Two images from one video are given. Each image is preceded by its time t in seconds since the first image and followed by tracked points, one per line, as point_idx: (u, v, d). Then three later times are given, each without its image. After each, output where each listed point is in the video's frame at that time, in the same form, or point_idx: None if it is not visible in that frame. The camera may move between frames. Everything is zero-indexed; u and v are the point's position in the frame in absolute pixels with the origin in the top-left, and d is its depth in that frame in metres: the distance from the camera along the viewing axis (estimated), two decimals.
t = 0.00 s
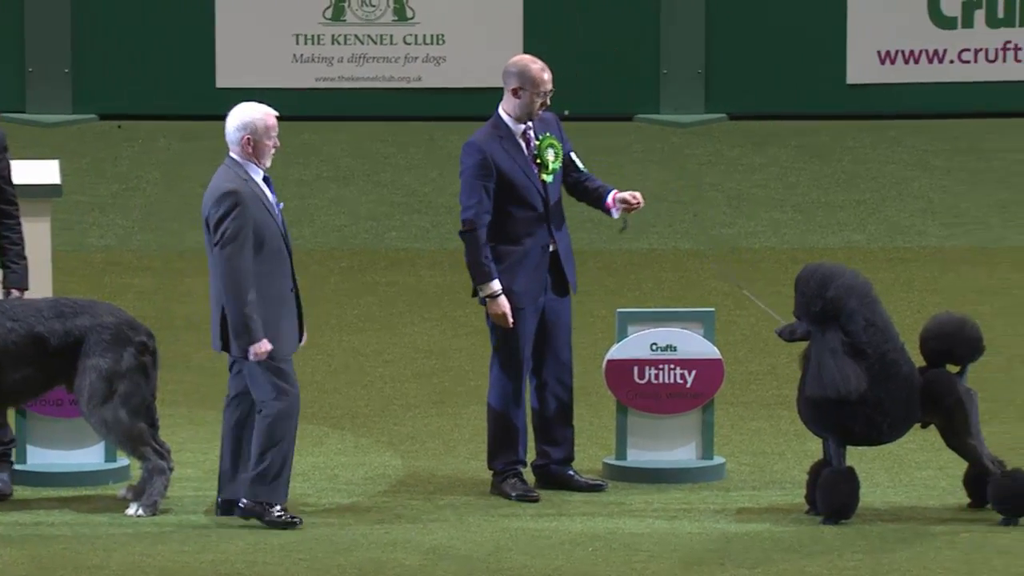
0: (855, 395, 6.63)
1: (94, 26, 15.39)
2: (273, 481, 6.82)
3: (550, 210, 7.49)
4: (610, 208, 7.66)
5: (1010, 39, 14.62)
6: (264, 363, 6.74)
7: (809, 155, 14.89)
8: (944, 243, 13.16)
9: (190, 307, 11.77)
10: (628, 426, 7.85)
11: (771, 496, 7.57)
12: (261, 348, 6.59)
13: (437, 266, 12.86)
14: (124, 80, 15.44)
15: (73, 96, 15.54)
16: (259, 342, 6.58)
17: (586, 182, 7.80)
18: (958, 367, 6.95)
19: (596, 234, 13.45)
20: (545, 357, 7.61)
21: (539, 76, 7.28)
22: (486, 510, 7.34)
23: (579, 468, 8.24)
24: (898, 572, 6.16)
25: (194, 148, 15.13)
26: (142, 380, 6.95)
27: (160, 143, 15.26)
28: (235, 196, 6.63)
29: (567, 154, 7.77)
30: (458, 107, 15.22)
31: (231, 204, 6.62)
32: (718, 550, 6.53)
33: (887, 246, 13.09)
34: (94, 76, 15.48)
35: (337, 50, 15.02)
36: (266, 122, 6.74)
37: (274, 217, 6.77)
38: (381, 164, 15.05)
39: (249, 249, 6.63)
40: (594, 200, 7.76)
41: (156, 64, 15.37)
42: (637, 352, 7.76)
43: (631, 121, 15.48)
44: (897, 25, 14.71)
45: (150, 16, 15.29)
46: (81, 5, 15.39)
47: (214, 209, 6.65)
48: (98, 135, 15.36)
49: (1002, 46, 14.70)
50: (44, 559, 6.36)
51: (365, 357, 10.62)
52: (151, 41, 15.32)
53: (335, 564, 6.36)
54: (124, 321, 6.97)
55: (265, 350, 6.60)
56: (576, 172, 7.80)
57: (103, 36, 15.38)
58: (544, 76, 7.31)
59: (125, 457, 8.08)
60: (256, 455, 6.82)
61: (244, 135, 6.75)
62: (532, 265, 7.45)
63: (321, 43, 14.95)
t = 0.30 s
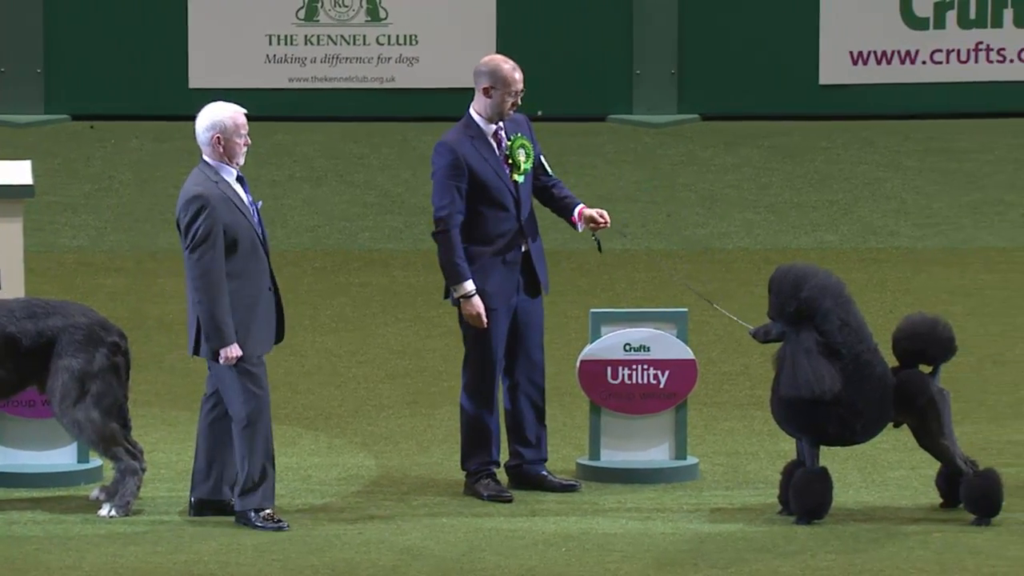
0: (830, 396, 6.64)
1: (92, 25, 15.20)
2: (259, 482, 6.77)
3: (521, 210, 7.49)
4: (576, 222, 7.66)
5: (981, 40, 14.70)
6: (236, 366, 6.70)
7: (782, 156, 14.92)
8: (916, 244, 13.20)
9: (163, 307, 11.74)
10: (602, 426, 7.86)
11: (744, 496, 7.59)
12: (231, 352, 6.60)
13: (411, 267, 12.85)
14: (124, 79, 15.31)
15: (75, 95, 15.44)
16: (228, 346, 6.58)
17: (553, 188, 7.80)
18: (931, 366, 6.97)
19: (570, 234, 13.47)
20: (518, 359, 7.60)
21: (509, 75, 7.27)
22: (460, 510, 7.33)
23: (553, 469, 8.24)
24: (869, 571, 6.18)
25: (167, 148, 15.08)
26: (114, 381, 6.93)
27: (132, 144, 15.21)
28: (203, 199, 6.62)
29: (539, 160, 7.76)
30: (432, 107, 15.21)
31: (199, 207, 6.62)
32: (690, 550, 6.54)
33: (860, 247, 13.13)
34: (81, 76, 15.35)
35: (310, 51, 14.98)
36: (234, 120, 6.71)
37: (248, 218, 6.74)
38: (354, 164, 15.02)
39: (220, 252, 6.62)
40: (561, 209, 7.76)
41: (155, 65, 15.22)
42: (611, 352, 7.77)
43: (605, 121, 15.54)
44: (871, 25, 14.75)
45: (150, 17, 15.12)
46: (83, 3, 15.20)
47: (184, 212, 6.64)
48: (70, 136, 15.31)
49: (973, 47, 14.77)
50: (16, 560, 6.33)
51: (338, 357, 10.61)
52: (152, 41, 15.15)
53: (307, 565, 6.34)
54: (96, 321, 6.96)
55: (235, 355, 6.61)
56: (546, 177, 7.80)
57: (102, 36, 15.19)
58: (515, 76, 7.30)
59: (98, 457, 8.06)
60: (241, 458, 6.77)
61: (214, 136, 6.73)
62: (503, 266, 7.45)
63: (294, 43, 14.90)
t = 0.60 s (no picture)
0: (809, 396, 6.64)
1: (92, 26, 15.14)
2: (237, 483, 6.75)
3: (499, 211, 7.49)
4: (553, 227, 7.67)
5: (959, 41, 14.73)
6: (213, 366, 6.69)
7: (760, 156, 14.94)
8: (894, 244, 13.24)
9: (141, 308, 11.72)
10: (581, 427, 7.87)
11: (721, 496, 7.60)
12: (205, 352, 6.58)
13: (389, 267, 12.85)
14: (124, 79, 15.29)
15: (76, 95, 15.42)
16: (203, 346, 6.56)
17: (531, 190, 7.79)
18: (910, 366, 6.99)
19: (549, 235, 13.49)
20: (495, 359, 7.60)
21: (483, 78, 7.27)
22: (438, 511, 7.33)
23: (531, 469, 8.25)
24: (847, 571, 6.20)
25: (146, 149, 15.05)
26: (92, 382, 6.91)
27: (110, 145, 15.19)
28: (188, 196, 6.60)
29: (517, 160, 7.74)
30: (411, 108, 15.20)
31: (184, 205, 6.59)
32: (669, 551, 6.55)
33: (839, 247, 13.17)
34: (81, 76, 15.32)
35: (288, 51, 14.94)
36: (221, 120, 6.69)
37: (230, 218, 6.74)
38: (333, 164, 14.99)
39: (202, 251, 6.61)
40: (539, 212, 7.76)
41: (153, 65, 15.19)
42: (590, 353, 7.77)
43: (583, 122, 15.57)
44: (849, 25, 14.76)
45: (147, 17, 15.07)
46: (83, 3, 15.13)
47: (168, 209, 6.62)
48: (48, 137, 15.27)
49: (950, 48, 14.80)
50: None
51: (317, 358, 10.60)
52: (152, 41, 15.11)
53: (286, 566, 6.33)
54: (73, 323, 6.95)
55: (209, 355, 6.60)
56: (523, 177, 7.79)
57: (102, 36, 15.14)
58: (489, 78, 7.30)
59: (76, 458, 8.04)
60: (219, 459, 6.75)
61: (200, 134, 6.71)
62: (481, 266, 7.46)
63: (273, 44, 14.85)
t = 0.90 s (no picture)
0: (795, 396, 6.65)
1: (92, 26, 15.06)
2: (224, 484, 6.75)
3: (485, 211, 7.50)
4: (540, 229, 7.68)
5: (946, 42, 14.67)
6: (201, 367, 6.68)
7: (747, 157, 14.96)
8: (881, 245, 13.26)
9: (128, 308, 11.71)
10: (568, 429, 7.87)
11: (708, 497, 7.62)
12: (194, 352, 6.57)
13: (377, 267, 12.85)
14: (122, 80, 15.24)
15: (75, 95, 15.35)
16: (192, 346, 6.56)
17: (517, 190, 7.79)
18: (897, 366, 7.00)
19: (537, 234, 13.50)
20: (482, 359, 7.60)
21: (465, 81, 7.26)
22: (425, 512, 7.33)
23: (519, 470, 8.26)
24: (834, 571, 6.21)
25: (134, 149, 15.03)
26: (79, 383, 6.89)
27: (97, 146, 15.17)
28: (184, 196, 6.58)
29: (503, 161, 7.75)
30: (399, 108, 15.19)
31: (178, 204, 6.58)
32: (656, 551, 6.56)
33: (827, 248, 13.19)
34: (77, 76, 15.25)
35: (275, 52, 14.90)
36: (218, 122, 6.66)
37: (223, 219, 6.73)
38: (320, 164, 14.97)
39: (195, 250, 6.60)
40: (525, 213, 7.77)
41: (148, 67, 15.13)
42: (576, 355, 7.77)
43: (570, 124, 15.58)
44: (836, 26, 14.72)
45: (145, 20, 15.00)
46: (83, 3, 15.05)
47: (162, 208, 6.61)
48: (34, 138, 15.24)
49: (937, 48, 14.74)
50: None
51: (304, 359, 10.59)
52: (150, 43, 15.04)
53: (274, 566, 6.33)
54: (59, 323, 6.93)
55: (197, 355, 6.59)
56: (510, 178, 7.80)
57: (102, 36, 15.07)
58: (472, 81, 7.30)
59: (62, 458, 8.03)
60: (205, 460, 6.74)
61: (197, 135, 6.70)
62: (468, 266, 7.45)
63: (260, 44, 14.80)
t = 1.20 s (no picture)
0: (787, 395, 6.66)
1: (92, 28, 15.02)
2: (222, 482, 6.73)
3: (477, 211, 7.49)
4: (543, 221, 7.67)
5: (939, 41, 14.58)
6: (202, 367, 6.66)
7: (739, 157, 14.96)
8: (873, 245, 13.28)
9: (120, 308, 11.70)
10: (560, 429, 7.87)
11: (701, 496, 7.62)
12: (189, 352, 6.56)
13: (369, 267, 12.84)
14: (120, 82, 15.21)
15: (74, 94, 15.32)
16: (188, 348, 6.55)
17: (513, 186, 7.81)
18: (890, 366, 7.01)
19: (530, 235, 13.50)
20: (477, 360, 7.60)
21: (456, 83, 7.26)
22: (417, 512, 7.32)
23: (512, 470, 8.26)
24: (826, 571, 6.21)
25: (126, 149, 15.02)
26: (71, 382, 6.89)
27: (90, 146, 15.16)
28: (182, 196, 6.57)
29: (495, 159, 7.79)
30: (391, 109, 15.17)
31: (177, 204, 6.57)
32: (649, 551, 6.56)
33: (819, 247, 13.20)
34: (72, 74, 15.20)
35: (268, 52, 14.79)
36: (220, 123, 6.66)
37: (222, 220, 6.73)
38: (313, 165, 14.96)
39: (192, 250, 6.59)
40: (527, 206, 7.76)
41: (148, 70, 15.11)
42: (569, 353, 7.79)
43: (563, 123, 15.57)
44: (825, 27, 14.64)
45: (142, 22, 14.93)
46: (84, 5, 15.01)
47: (159, 208, 6.60)
48: (26, 138, 15.22)
49: (929, 48, 14.65)
50: None
51: (297, 358, 10.58)
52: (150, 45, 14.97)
53: (266, 566, 6.32)
54: (51, 323, 6.92)
55: (194, 355, 6.57)
56: (504, 175, 7.83)
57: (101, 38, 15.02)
58: (462, 83, 7.30)
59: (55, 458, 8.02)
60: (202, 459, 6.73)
61: (198, 137, 6.67)
62: (462, 266, 7.45)
63: (253, 43, 14.68)
